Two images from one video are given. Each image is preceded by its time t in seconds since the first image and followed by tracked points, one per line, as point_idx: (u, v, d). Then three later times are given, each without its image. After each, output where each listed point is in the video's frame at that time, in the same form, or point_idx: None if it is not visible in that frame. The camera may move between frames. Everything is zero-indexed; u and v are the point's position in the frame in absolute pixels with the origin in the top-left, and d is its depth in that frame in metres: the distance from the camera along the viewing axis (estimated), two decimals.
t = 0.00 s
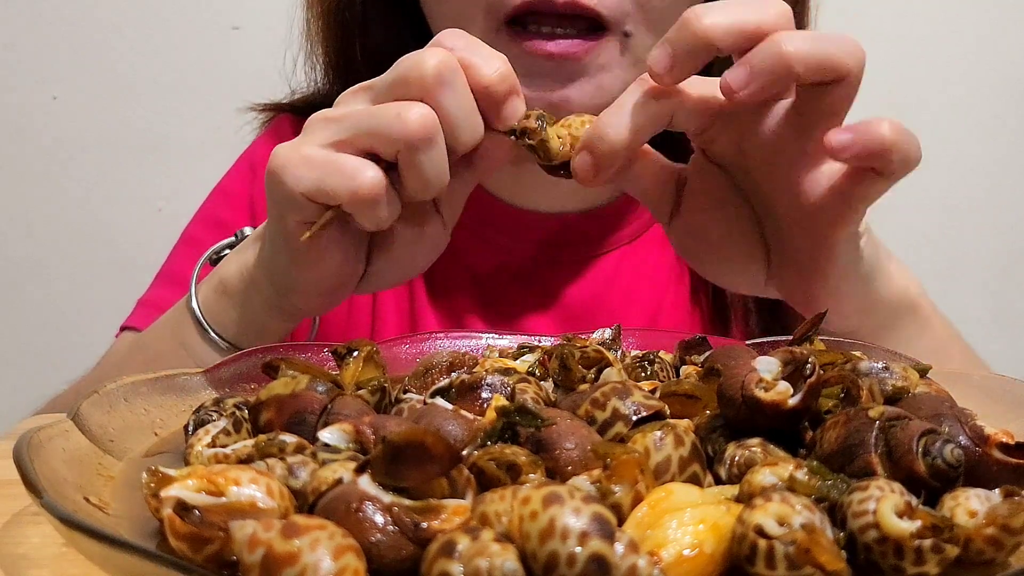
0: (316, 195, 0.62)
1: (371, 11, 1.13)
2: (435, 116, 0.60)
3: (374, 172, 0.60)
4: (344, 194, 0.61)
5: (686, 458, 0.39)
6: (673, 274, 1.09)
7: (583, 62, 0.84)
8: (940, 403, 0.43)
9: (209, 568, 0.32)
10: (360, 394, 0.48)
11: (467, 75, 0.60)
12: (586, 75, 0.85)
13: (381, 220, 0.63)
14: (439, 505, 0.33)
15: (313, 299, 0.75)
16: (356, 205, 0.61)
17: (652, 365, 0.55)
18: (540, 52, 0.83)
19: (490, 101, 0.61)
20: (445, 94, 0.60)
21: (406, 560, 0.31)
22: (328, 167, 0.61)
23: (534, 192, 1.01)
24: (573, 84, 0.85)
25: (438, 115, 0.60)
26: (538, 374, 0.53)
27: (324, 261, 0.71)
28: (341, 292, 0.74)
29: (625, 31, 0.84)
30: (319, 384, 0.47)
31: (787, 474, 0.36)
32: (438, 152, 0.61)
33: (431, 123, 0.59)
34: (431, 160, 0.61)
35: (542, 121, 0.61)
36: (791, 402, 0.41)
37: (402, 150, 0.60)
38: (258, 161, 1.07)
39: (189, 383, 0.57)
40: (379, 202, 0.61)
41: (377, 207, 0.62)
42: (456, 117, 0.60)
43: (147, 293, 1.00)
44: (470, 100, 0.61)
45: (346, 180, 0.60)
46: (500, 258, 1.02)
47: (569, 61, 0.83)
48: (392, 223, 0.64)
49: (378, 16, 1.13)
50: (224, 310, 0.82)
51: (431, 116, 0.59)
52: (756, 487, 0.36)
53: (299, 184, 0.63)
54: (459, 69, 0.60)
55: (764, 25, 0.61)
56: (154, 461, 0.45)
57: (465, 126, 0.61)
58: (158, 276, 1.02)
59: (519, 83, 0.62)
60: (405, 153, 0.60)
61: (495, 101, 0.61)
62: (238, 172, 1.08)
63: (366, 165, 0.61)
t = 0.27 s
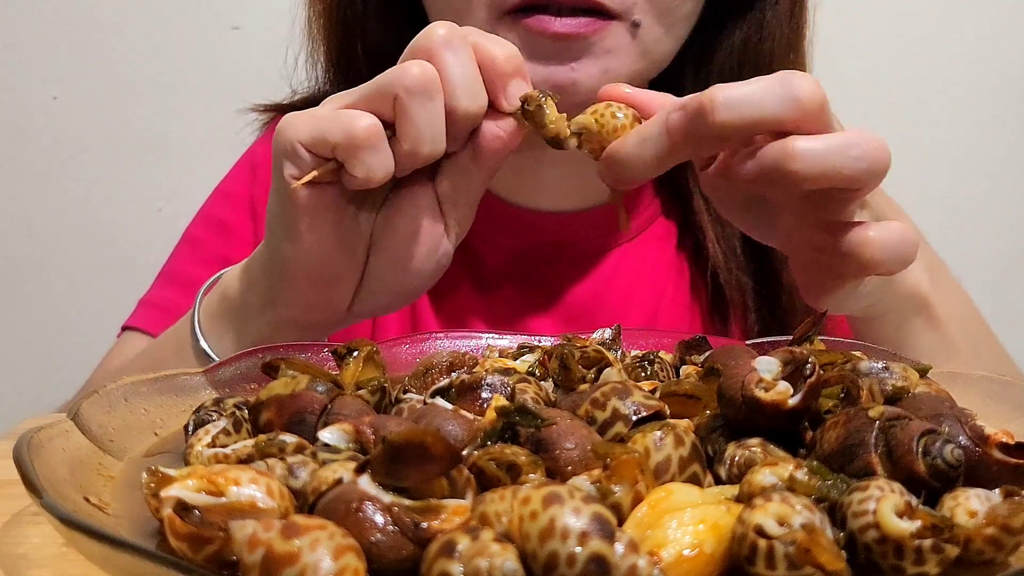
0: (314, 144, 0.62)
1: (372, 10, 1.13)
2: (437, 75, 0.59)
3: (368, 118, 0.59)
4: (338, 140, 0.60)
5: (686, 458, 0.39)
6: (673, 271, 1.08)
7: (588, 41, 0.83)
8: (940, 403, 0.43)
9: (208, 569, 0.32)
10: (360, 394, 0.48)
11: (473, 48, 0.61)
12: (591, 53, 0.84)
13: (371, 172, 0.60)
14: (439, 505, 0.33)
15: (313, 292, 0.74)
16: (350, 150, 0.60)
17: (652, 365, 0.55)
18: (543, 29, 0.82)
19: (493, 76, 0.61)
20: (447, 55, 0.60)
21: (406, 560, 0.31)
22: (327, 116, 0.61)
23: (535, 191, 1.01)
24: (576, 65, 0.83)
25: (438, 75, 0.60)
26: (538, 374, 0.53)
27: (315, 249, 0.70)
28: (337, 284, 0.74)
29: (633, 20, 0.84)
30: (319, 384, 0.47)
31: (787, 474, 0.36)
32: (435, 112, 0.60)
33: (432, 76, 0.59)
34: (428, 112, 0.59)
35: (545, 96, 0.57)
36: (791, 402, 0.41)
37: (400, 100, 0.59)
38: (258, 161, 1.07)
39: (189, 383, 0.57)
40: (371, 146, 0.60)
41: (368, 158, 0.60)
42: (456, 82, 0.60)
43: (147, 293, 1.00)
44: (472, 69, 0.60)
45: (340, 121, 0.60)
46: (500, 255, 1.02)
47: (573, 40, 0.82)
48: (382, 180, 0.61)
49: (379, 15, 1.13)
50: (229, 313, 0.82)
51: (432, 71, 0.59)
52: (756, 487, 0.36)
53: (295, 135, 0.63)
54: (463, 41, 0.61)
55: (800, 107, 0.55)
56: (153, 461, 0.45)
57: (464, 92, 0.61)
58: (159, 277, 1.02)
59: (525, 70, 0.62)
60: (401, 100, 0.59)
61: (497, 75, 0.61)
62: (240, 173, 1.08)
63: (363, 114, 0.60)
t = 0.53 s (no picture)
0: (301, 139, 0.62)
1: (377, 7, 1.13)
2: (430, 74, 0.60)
3: (354, 113, 0.59)
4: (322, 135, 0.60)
5: (686, 458, 0.39)
6: (675, 270, 1.08)
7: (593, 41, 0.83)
8: (940, 403, 0.43)
9: (208, 569, 0.32)
10: (360, 394, 0.48)
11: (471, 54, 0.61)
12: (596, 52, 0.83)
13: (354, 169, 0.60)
14: (439, 505, 0.33)
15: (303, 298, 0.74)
16: (333, 143, 0.60)
17: (652, 365, 0.55)
18: (549, 28, 0.82)
19: (492, 82, 0.61)
20: (443, 56, 0.60)
21: (406, 560, 0.31)
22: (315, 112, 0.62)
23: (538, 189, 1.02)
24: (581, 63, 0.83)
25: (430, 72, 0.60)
26: (538, 374, 0.53)
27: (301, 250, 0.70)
28: (326, 288, 0.74)
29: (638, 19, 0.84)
30: (319, 384, 0.47)
31: (787, 474, 0.36)
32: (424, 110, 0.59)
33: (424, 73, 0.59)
34: (414, 108, 0.59)
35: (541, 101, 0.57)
36: (791, 401, 0.41)
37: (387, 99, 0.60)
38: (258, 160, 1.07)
39: (189, 383, 0.57)
40: (354, 140, 0.59)
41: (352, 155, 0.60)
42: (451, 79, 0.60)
43: (150, 291, 1.00)
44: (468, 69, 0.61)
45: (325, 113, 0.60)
46: (501, 254, 1.03)
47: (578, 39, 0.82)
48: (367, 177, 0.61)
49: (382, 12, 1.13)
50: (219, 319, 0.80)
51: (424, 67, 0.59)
52: (756, 487, 0.36)
53: (284, 127, 0.63)
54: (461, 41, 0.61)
55: (867, 99, 0.55)
56: (154, 461, 0.45)
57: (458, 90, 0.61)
58: (161, 275, 1.02)
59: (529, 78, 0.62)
60: (387, 95, 0.59)
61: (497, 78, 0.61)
62: (241, 172, 1.08)
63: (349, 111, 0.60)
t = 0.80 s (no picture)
0: (228, 122, 0.61)
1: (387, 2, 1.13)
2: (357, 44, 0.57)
3: (280, 96, 0.58)
4: (248, 120, 0.59)
5: (686, 458, 0.39)
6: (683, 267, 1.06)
7: (586, 75, 0.83)
8: (940, 403, 0.43)
9: (208, 569, 0.32)
10: (360, 394, 0.48)
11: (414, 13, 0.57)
12: (588, 88, 0.84)
13: (286, 157, 0.60)
14: (439, 505, 0.33)
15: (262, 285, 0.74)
16: (260, 131, 0.59)
17: (652, 366, 0.55)
18: (542, 59, 0.82)
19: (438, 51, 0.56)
20: (376, 23, 0.57)
21: (406, 560, 0.31)
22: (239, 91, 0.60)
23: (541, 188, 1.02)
24: (574, 98, 0.84)
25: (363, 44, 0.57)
26: (538, 375, 0.53)
27: (251, 238, 0.70)
28: (288, 273, 0.74)
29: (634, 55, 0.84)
30: (319, 384, 0.47)
31: (787, 474, 0.36)
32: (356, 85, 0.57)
33: (348, 46, 0.56)
34: (344, 87, 0.57)
35: (494, 78, 0.50)
36: (791, 402, 0.41)
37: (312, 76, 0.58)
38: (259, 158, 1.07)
39: (189, 384, 0.57)
40: (282, 127, 0.59)
41: (286, 140, 0.59)
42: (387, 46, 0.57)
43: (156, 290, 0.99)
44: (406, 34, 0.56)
45: (247, 100, 0.59)
46: (506, 253, 1.03)
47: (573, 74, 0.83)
48: (299, 165, 0.60)
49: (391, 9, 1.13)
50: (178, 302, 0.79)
51: (347, 40, 0.57)
52: (756, 487, 0.36)
53: (210, 113, 0.62)
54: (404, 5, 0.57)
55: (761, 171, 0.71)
56: (154, 461, 0.45)
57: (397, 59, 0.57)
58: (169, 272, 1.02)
59: (486, 47, 0.56)
60: (313, 75, 0.57)
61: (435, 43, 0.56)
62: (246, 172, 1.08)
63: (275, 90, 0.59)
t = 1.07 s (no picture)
0: (220, 122, 0.61)
1: None
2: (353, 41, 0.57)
3: (272, 99, 0.58)
4: (241, 123, 0.60)
5: (686, 458, 0.39)
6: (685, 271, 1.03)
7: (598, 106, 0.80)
8: (940, 403, 0.43)
9: (209, 569, 0.32)
10: (360, 394, 0.48)
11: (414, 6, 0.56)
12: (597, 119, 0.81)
13: (280, 161, 0.60)
14: (439, 505, 0.33)
15: (262, 282, 0.73)
16: (254, 134, 0.60)
17: (653, 365, 0.55)
18: (552, 86, 0.79)
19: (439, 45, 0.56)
20: (373, 18, 0.56)
21: (406, 560, 0.31)
22: (230, 92, 0.60)
23: (546, 189, 0.98)
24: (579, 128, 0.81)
25: (359, 42, 0.57)
26: (538, 374, 0.53)
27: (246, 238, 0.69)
28: (284, 270, 0.73)
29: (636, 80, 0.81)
30: (319, 384, 0.47)
31: (787, 474, 0.36)
32: (353, 83, 0.57)
33: (344, 44, 0.56)
34: (342, 91, 0.58)
35: (501, 75, 0.50)
36: (791, 401, 0.41)
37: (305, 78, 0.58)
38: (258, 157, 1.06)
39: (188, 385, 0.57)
40: (277, 131, 0.59)
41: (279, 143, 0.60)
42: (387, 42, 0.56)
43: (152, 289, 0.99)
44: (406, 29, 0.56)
45: (240, 102, 0.59)
46: (508, 254, 0.98)
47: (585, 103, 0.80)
48: (294, 167, 0.61)
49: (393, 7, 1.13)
50: (174, 301, 0.79)
51: (342, 38, 0.57)
52: (756, 487, 0.36)
53: (201, 111, 0.62)
54: None
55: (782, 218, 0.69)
56: (154, 462, 0.45)
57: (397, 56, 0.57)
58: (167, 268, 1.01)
59: (489, 35, 0.55)
60: (308, 77, 0.57)
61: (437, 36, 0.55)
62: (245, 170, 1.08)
63: (266, 91, 0.59)
